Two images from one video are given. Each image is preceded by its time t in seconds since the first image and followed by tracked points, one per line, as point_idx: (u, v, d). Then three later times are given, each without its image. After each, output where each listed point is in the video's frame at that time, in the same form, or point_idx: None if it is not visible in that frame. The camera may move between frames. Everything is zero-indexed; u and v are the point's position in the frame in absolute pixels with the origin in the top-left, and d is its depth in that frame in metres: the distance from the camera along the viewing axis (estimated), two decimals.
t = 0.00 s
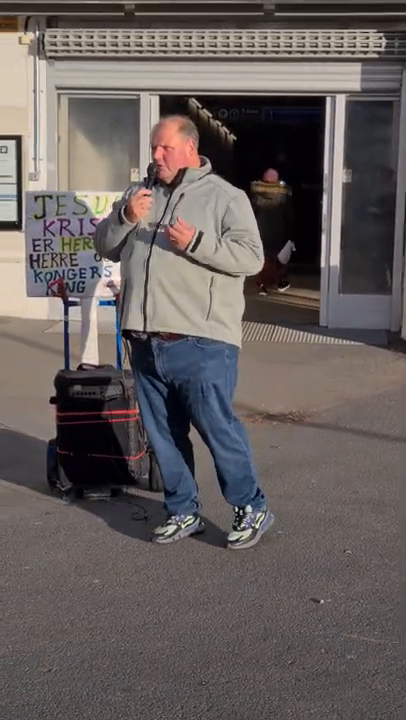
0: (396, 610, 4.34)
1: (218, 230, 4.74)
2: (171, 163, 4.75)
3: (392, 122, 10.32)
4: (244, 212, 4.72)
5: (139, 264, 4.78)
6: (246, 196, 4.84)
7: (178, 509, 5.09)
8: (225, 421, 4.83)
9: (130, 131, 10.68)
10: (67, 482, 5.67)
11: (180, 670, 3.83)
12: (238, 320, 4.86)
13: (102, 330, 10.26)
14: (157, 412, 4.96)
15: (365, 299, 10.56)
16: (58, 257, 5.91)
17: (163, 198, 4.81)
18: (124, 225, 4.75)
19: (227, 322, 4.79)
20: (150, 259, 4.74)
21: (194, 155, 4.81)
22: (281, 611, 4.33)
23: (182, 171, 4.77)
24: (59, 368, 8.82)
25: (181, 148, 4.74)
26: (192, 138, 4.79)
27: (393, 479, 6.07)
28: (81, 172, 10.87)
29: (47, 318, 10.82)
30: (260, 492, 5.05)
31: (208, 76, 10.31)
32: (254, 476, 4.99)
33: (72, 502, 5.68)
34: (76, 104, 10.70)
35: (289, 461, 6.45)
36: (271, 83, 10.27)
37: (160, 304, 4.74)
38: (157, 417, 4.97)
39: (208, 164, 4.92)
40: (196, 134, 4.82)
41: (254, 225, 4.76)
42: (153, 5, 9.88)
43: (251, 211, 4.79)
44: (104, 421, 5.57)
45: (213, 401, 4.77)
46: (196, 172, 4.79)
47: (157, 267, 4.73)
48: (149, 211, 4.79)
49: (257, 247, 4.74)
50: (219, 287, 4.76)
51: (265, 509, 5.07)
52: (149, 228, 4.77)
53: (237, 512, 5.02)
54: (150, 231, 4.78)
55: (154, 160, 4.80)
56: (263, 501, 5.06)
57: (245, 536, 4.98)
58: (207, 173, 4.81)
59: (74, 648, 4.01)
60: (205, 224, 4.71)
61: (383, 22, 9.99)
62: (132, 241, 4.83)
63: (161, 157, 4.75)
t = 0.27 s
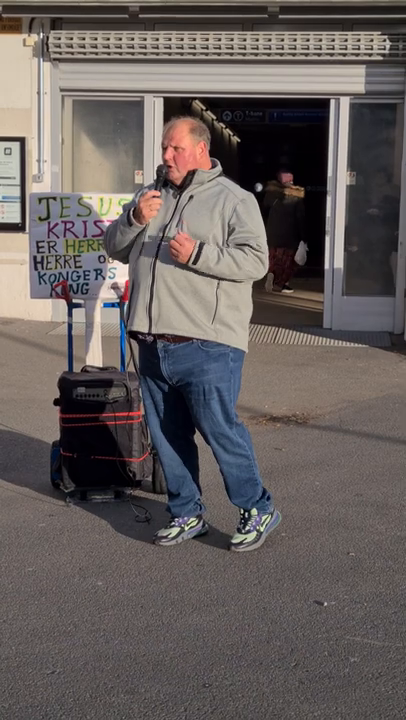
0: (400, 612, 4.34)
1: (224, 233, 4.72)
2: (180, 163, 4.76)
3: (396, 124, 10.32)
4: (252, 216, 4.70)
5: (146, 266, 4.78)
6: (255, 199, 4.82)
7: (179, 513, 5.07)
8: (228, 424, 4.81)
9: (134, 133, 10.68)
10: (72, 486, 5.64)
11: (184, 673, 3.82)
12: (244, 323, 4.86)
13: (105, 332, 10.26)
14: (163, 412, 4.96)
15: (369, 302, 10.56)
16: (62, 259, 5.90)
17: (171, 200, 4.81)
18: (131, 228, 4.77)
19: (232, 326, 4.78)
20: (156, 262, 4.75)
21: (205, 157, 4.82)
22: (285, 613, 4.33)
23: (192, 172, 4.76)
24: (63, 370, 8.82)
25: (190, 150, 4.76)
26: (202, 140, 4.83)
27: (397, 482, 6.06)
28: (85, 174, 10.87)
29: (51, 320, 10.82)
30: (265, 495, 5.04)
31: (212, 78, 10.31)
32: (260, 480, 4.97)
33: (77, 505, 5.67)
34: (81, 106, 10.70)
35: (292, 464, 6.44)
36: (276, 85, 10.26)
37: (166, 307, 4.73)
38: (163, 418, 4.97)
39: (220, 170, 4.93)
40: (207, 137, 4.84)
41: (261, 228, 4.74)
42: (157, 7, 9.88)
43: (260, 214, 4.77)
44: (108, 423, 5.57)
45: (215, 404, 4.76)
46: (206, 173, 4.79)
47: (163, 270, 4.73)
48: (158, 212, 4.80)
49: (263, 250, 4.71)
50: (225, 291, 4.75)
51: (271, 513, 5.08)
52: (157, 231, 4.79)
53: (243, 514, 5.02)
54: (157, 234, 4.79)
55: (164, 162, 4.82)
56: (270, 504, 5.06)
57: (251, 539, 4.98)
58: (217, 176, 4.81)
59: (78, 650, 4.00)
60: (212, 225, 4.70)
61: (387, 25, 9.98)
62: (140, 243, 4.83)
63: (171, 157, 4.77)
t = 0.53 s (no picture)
0: (402, 615, 4.34)
1: (239, 238, 4.72)
2: (198, 165, 4.77)
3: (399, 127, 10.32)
4: (267, 223, 4.68)
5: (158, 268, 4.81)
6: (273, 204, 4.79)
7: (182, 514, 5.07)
8: (237, 431, 4.81)
9: (137, 136, 10.69)
10: (74, 487, 5.65)
11: (186, 675, 3.82)
12: (255, 329, 4.85)
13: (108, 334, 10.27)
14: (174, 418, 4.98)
15: (371, 304, 10.56)
16: (65, 261, 5.92)
17: (188, 201, 4.84)
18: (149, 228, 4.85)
19: (242, 332, 4.78)
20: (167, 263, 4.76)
21: (224, 159, 4.82)
22: (287, 616, 4.33)
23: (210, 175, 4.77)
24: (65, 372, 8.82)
25: (209, 153, 4.76)
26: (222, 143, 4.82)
27: (399, 485, 6.06)
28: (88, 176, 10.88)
29: (54, 321, 10.84)
30: (277, 504, 5.00)
31: (215, 80, 10.31)
32: (271, 487, 4.96)
33: (79, 507, 5.67)
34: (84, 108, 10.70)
35: (295, 466, 6.44)
36: (279, 88, 10.26)
37: (174, 309, 4.74)
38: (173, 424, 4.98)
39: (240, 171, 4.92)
40: (227, 139, 4.83)
41: (276, 235, 4.72)
42: (161, 10, 9.89)
43: (276, 221, 4.75)
44: (111, 424, 5.57)
45: (224, 410, 4.77)
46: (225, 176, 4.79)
47: (174, 272, 4.74)
48: (174, 212, 4.83)
49: (276, 257, 4.70)
50: (236, 295, 4.75)
51: (283, 523, 5.04)
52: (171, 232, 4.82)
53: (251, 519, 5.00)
54: (171, 235, 4.82)
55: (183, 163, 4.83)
56: (281, 514, 5.02)
57: (255, 542, 4.96)
58: (236, 179, 4.81)
59: (80, 652, 4.00)
60: (226, 230, 4.70)
61: (390, 28, 9.99)
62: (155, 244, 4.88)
63: (190, 159, 4.78)
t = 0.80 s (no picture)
0: (401, 617, 4.34)
1: (256, 243, 4.72)
2: (220, 167, 4.78)
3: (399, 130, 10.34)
4: (284, 229, 4.68)
5: (175, 270, 4.82)
6: (292, 208, 4.78)
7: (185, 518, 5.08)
8: (250, 434, 4.83)
9: (136, 138, 10.70)
10: (73, 489, 5.66)
11: (186, 677, 3.83)
12: (272, 333, 4.85)
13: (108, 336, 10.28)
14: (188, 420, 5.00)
15: (371, 307, 10.57)
16: (65, 263, 5.93)
17: (209, 203, 4.84)
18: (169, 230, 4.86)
19: (257, 336, 4.79)
20: (184, 266, 4.78)
21: (247, 161, 4.83)
22: (286, 618, 4.33)
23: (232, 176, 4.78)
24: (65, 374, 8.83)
25: (232, 154, 4.78)
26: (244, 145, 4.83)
27: (398, 487, 6.06)
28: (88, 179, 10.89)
29: (54, 324, 10.84)
30: (283, 510, 5.03)
31: (215, 83, 10.33)
32: (279, 492, 4.97)
33: (79, 508, 5.69)
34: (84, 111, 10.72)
35: (294, 469, 6.45)
36: (279, 91, 10.28)
37: (189, 312, 4.77)
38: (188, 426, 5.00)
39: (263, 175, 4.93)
40: (250, 141, 4.85)
41: (294, 241, 4.71)
42: (161, 12, 9.91)
43: (295, 226, 4.74)
44: (110, 426, 5.58)
45: (238, 414, 4.79)
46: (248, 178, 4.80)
47: (190, 275, 4.76)
48: (195, 214, 4.83)
49: (293, 263, 4.69)
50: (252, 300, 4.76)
51: (285, 530, 5.05)
52: (190, 234, 4.83)
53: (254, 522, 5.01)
54: (190, 237, 4.83)
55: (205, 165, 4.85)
56: (284, 520, 5.03)
57: (255, 545, 4.96)
58: (260, 181, 4.80)
59: (80, 654, 4.01)
60: (243, 233, 4.70)
61: (390, 31, 10.01)
62: (175, 245, 4.89)
63: (212, 161, 4.80)
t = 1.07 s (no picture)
0: (400, 619, 4.34)
1: (273, 247, 4.72)
2: (237, 169, 4.78)
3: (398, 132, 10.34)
4: (301, 233, 4.67)
5: (193, 275, 4.84)
6: (311, 211, 4.76)
7: (184, 518, 5.07)
8: (262, 437, 4.85)
9: (135, 140, 10.70)
10: (72, 492, 5.64)
11: (184, 679, 3.82)
12: (290, 338, 4.86)
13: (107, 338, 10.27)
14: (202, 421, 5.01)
15: (370, 309, 10.57)
16: (64, 264, 5.93)
17: (227, 206, 4.83)
18: (188, 233, 4.88)
19: (275, 341, 4.80)
20: (202, 272, 4.80)
21: (265, 162, 4.81)
22: (285, 620, 4.33)
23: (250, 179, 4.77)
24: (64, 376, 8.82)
25: (250, 156, 4.77)
26: (263, 146, 4.81)
27: (397, 489, 6.06)
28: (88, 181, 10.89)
29: (53, 325, 10.84)
30: (284, 514, 5.03)
31: (214, 85, 10.33)
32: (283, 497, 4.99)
33: (77, 510, 5.68)
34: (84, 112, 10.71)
35: (293, 470, 6.44)
36: (278, 93, 10.28)
37: (207, 318, 4.79)
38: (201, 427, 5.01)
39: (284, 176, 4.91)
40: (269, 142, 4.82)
41: (312, 246, 4.70)
42: (161, 14, 9.91)
43: (313, 231, 4.73)
44: (109, 428, 5.60)
45: (251, 416, 4.80)
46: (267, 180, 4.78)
47: (208, 281, 4.78)
48: (213, 217, 4.83)
49: (310, 269, 4.69)
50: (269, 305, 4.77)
51: (284, 534, 5.04)
52: (208, 238, 4.84)
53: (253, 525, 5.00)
54: (207, 242, 4.84)
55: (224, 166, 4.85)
56: (283, 524, 5.02)
57: (254, 547, 4.95)
58: (280, 183, 4.79)
59: (78, 655, 4.00)
60: (261, 239, 4.70)
61: (389, 32, 10.01)
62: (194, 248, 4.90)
63: (230, 163, 4.80)
